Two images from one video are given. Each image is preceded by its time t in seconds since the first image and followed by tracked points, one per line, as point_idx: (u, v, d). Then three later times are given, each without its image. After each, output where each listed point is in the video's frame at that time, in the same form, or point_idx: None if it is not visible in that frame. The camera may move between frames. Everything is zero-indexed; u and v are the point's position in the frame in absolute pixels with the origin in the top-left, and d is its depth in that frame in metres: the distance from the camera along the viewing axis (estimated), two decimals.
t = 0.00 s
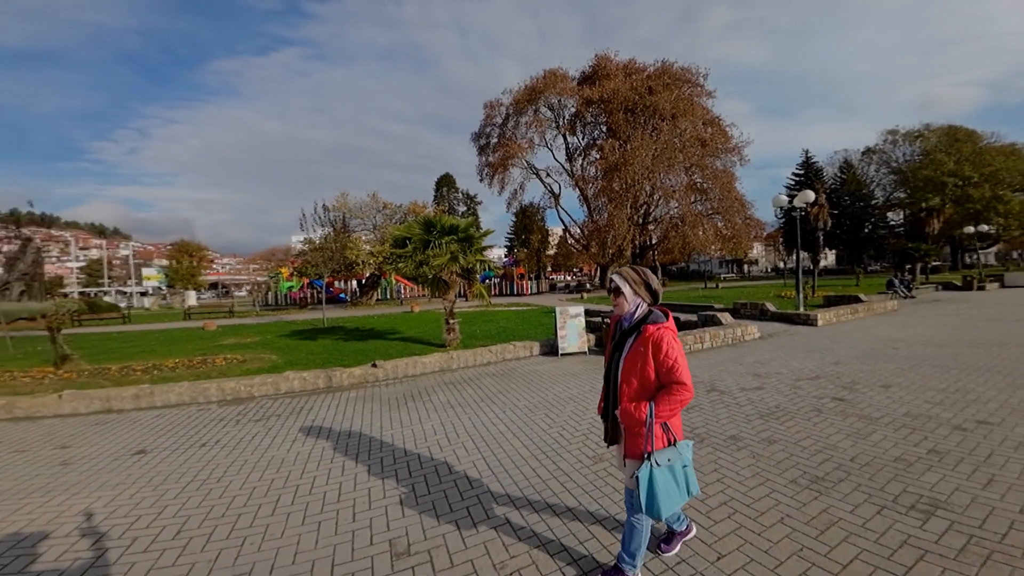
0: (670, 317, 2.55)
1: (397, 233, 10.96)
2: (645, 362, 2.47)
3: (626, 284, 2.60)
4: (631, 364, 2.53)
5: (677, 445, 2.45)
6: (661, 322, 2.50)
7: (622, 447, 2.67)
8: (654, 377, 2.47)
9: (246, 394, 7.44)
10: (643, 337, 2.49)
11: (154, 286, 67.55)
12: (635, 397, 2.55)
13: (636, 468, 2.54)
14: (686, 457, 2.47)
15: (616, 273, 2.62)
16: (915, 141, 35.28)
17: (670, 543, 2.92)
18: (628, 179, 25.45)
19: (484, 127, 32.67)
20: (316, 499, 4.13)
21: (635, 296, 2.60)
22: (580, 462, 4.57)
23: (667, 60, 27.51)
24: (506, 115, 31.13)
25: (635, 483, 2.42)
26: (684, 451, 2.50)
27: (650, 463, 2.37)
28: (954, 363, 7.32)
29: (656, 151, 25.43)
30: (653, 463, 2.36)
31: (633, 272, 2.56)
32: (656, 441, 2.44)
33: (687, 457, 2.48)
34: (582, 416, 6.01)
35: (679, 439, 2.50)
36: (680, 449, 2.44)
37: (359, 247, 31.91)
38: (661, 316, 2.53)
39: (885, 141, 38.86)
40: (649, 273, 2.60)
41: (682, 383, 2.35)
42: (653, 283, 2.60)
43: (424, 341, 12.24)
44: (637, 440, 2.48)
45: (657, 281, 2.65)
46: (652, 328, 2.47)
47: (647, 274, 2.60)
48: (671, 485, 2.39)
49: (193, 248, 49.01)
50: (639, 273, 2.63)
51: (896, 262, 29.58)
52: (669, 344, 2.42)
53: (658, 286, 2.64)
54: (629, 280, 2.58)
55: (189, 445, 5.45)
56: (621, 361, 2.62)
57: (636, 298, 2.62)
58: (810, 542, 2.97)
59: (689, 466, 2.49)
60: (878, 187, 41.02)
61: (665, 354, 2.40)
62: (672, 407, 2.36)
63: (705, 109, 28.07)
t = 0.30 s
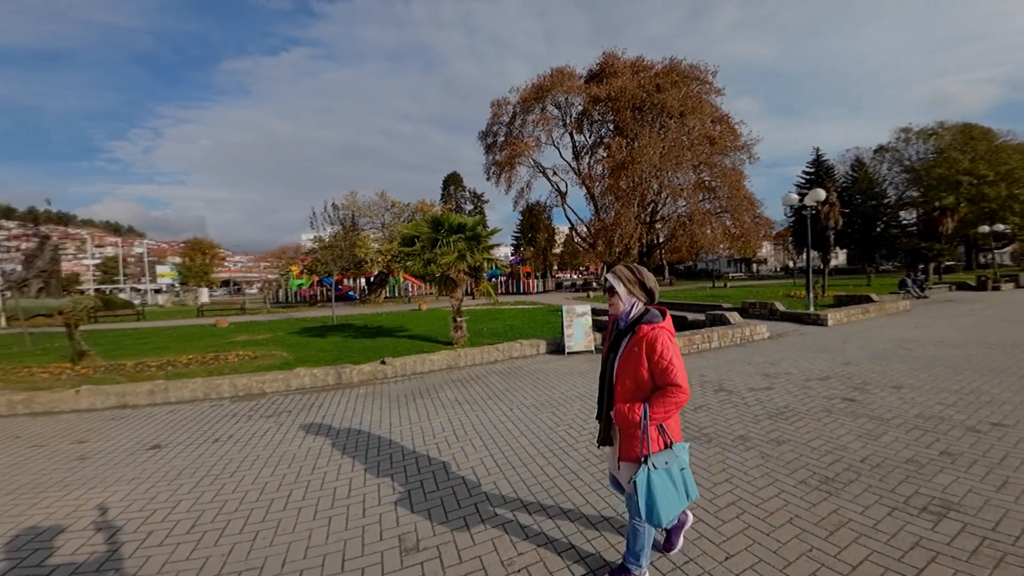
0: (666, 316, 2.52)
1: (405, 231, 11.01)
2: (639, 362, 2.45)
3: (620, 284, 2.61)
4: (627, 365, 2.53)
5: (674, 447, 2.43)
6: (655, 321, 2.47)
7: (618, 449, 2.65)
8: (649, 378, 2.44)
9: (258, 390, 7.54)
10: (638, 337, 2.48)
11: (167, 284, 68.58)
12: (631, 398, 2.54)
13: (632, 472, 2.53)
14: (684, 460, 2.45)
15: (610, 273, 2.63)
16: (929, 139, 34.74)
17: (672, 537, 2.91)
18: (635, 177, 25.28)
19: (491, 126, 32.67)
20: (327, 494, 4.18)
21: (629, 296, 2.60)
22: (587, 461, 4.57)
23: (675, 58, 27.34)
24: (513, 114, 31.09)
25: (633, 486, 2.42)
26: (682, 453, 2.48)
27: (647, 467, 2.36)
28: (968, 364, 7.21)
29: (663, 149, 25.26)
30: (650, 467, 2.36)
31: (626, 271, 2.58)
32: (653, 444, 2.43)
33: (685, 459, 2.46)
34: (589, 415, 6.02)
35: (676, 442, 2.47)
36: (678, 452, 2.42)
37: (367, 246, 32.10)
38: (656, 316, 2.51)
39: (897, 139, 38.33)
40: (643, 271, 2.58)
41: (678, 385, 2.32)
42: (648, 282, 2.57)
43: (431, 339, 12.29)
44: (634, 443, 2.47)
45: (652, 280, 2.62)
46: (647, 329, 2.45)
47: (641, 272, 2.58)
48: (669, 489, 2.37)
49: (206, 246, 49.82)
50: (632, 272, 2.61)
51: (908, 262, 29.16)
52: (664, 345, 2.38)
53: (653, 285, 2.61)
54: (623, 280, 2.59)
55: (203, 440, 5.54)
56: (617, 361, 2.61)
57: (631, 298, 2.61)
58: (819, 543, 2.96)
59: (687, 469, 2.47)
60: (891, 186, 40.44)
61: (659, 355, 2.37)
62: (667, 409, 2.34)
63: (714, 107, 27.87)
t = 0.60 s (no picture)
0: (663, 315, 2.49)
1: (414, 229, 11.07)
2: (634, 362, 2.45)
3: (615, 283, 2.60)
4: (623, 366, 2.52)
5: (671, 451, 2.43)
6: (651, 321, 2.45)
7: (616, 451, 2.66)
8: (644, 379, 2.43)
9: (270, 385, 7.64)
10: (633, 337, 2.47)
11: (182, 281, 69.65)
12: (627, 400, 2.54)
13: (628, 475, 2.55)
14: (680, 464, 2.45)
15: (606, 272, 2.62)
16: (944, 137, 34.18)
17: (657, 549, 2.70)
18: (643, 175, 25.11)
19: (499, 125, 32.67)
20: (338, 489, 4.24)
21: (624, 295, 2.59)
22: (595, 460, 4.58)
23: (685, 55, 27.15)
24: (521, 112, 31.08)
25: (626, 489, 2.43)
26: (678, 457, 2.47)
27: (641, 470, 2.37)
28: (983, 366, 7.10)
29: (672, 147, 25.10)
30: (644, 470, 2.36)
31: (621, 270, 2.55)
32: (649, 447, 2.42)
33: (682, 464, 2.45)
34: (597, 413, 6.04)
35: (673, 445, 2.46)
36: (674, 456, 2.41)
37: (376, 244, 32.31)
38: (652, 315, 2.48)
39: (912, 137, 37.77)
40: (639, 270, 2.56)
41: (673, 387, 2.30)
42: (644, 282, 2.55)
43: (439, 337, 12.35)
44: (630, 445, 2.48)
45: (650, 278, 2.59)
46: (642, 330, 2.44)
47: (636, 271, 2.57)
48: (664, 493, 2.38)
49: (219, 243, 50.72)
50: (628, 271, 2.60)
51: (922, 262, 28.73)
52: (660, 345, 2.36)
53: (650, 283, 2.58)
54: (617, 279, 2.58)
55: (217, 435, 5.63)
56: (613, 362, 2.61)
57: (626, 297, 2.60)
58: (829, 544, 2.95)
59: (683, 474, 2.47)
60: (905, 184, 39.84)
61: (654, 356, 2.35)
62: (663, 411, 2.33)
63: (723, 104, 27.68)
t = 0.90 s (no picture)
0: (662, 316, 2.49)
1: (424, 228, 11.11)
2: (631, 362, 2.46)
3: (612, 283, 2.62)
4: (621, 366, 2.53)
5: (666, 454, 2.41)
6: (649, 321, 2.45)
7: (613, 452, 2.66)
8: (642, 380, 2.44)
9: (285, 380, 7.75)
10: (631, 337, 2.48)
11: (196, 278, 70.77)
12: (625, 400, 2.55)
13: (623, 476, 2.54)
14: (676, 468, 2.43)
15: (604, 272, 2.65)
16: (963, 135, 33.45)
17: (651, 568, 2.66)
18: (653, 173, 24.94)
19: (508, 123, 32.66)
20: (351, 484, 4.31)
21: (622, 295, 2.61)
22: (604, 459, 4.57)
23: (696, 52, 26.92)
24: (530, 110, 31.05)
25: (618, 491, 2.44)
26: (674, 462, 2.44)
27: (632, 471, 2.37)
28: (1003, 369, 6.96)
29: (682, 145, 24.88)
30: (636, 472, 2.36)
31: (617, 269, 2.58)
32: (644, 449, 2.41)
33: (677, 469, 2.43)
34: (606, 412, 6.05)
35: (670, 449, 2.44)
36: (668, 459, 2.40)
37: (387, 242, 32.53)
38: (650, 315, 2.48)
39: (930, 134, 37.09)
40: (638, 270, 2.57)
41: (668, 389, 2.30)
42: (644, 282, 2.56)
43: (449, 334, 12.41)
44: (625, 445, 2.49)
45: (649, 279, 2.60)
46: (639, 329, 2.44)
47: (634, 271, 2.59)
48: (654, 496, 2.37)
49: (235, 240, 51.68)
50: (628, 270, 2.62)
51: (939, 263, 28.18)
52: (657, 346, 2.36)
53: (650, 284, 2.58)
54: (615, 279, 2.60)
55: (234, 429, 5.73)
56: (612, 361, 2.62)
57: (624, 297, 2.62)
58: (841, 546, 2.93)
59: (678, 480, 2.44)
60: (922, 182, 39.12)
61: (650, 356, 2.36)
62: (658, 412, 2.33)
63: (735, 102, 27.42)
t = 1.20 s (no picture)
0: (661, 318, 2.49)
1: (436, 226, 11.16)
2: (629, 364, 2.47)
3: (612, 283, 2.63)
4: (620, 367, 2.53)
5: (664, 457, 2.39)
6: (648, 323, 2.46)
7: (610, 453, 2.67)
8: (640, 381, 2.44)
9: (301, 376, 7.88)
10: (630, 338, 2.49)
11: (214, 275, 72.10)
12: (623, 401, 2.54)
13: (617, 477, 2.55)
14: (671, 473, 2.41)
15: (604, 272, 2.67)
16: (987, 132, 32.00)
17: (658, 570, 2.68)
18: (665, 171, 24.75)
19: (519, 122, 32.65)
20: (365, 478, 4.38)
21: (621, 296, 2.62)
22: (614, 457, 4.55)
23: (709, 48, 26.64)
24: (541, 109, 31.01)
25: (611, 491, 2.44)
26: (670, 467, 2.42)
27: (626, 473, 2.38)
28: None
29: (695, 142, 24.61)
30: (629, 473, 2.37)
31: (616, 270, 2.58)
32: (641, 451, 2.40)
33: (673, 474, 2.42)
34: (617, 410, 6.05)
35: (667, 453, 2.41)
36: (663, 464, 2.38)
37: (400, 240, 32.79)
38: (649, 317, 2.49)
39: (951, 132, 36.30)
40: (638, 271, 2.58)
41: (665, 391, 2.30)
42: (643, 283, 2.57)
43: (460, 332, 12.48)
44: (620, 445, 2.48)
45: (650, 280, 2.59)
46: (637, 331, 2.46)
47: (633, 272, 2.59)
48: (646, 501, 2.37)
49: (252, 238, 52.70)
50: (628, 272, 2.62)
51: (960, 263, 27.54)
52: (655, 348, 2.36)
53: (649, 286, 2.59)
54: (614, 279, 2.61)
55: (252, 423, 5.85)
56: (611, 362, 2.63)
57: (624, 297, 2.63)
58: (857, 548, 2.91)
59: (673, 486, 2.41)
60: (943, 181, 38.25)
61: (648, 358, 2.36)
62: (655, 415, 2.32)
63: (750, 99, 27.10)
